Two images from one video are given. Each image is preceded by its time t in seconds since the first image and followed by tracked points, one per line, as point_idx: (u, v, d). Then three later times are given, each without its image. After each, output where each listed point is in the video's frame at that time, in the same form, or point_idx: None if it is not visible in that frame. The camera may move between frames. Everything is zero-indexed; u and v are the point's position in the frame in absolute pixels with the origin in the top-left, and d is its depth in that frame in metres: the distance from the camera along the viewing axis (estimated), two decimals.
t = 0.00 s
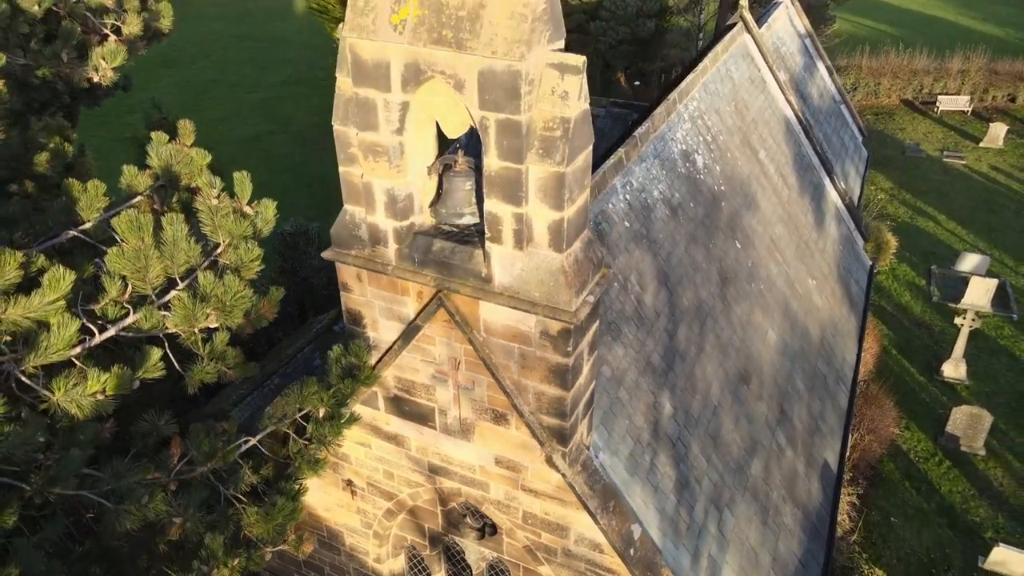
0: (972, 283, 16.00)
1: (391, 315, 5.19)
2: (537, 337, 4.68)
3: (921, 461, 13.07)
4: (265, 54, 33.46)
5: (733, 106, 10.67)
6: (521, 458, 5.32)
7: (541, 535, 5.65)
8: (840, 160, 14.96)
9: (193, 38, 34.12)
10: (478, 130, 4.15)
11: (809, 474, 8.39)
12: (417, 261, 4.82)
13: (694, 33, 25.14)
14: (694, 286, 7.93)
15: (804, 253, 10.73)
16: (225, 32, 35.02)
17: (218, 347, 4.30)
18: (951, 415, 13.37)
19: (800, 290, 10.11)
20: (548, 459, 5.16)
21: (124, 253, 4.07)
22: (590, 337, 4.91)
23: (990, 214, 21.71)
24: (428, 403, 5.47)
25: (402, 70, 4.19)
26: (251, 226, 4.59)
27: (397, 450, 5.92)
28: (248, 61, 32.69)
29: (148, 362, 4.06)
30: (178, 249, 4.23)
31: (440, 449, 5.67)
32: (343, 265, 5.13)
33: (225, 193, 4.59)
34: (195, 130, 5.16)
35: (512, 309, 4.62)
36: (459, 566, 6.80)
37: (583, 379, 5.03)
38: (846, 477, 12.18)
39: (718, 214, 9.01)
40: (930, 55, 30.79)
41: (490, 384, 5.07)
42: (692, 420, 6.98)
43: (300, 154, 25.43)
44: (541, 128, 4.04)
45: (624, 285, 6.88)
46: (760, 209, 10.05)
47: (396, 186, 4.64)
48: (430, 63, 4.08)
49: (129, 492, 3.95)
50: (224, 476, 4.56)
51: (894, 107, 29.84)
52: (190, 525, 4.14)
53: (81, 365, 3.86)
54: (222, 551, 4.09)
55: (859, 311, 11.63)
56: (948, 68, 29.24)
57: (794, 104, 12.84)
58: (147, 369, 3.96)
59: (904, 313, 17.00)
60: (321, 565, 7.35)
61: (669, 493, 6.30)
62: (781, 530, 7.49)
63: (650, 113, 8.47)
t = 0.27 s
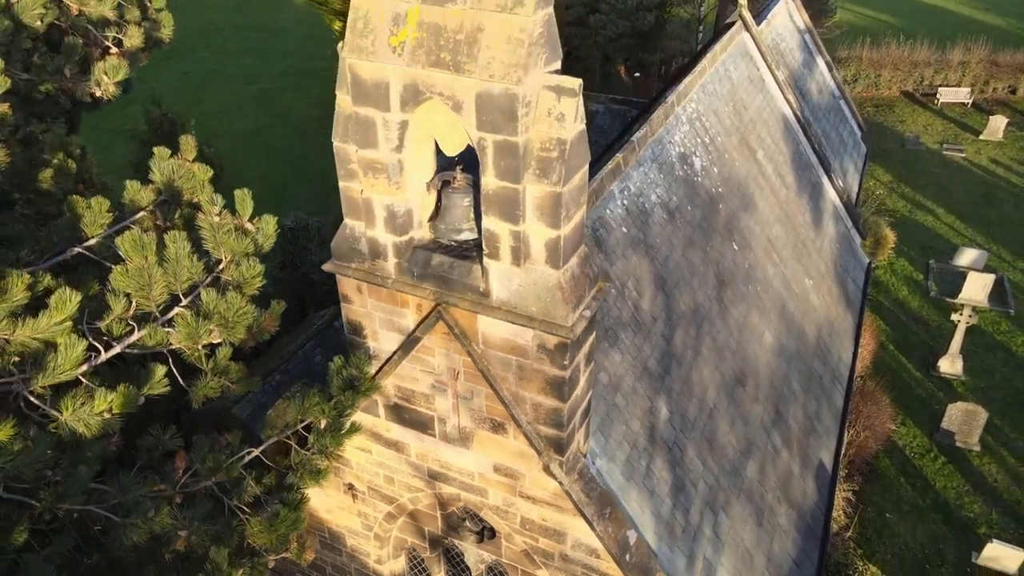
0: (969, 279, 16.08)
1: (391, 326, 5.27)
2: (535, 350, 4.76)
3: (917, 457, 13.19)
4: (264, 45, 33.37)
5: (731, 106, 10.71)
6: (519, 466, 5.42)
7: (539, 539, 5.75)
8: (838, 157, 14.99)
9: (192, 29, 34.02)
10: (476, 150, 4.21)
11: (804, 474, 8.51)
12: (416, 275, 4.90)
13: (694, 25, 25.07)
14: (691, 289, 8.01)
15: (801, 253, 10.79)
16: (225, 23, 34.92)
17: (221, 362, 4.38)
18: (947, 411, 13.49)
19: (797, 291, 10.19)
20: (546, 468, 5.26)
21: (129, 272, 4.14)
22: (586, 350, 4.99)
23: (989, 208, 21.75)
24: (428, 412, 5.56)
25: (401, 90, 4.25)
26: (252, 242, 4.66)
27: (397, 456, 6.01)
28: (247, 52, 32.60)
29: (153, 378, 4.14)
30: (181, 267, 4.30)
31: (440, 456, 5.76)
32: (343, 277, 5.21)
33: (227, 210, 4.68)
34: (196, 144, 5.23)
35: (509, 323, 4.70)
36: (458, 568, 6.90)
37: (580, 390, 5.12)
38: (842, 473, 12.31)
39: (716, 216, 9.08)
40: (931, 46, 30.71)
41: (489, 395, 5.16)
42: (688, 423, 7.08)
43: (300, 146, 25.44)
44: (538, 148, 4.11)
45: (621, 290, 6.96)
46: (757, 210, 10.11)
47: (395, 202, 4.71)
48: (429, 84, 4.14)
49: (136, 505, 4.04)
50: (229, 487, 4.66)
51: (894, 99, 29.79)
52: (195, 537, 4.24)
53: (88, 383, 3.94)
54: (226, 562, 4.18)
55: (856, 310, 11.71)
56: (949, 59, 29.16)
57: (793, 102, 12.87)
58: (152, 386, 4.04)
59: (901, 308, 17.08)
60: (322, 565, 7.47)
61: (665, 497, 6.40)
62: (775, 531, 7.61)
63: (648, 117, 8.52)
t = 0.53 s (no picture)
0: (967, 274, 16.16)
1: (393, 336, 5.36)
2: (534, 362, 4.86)
3: (913, 452, 13.33)
4: (264, 36, 33.28)
5: (730, 106, 10.76)
6: (518, 472, 5.52)
7: (538, 543, 5.87)
8: (837, 153, 15.03)
9: (191, 20, 33.92)
10: (477, 169, 4.30)
11: (799, 474, 8.63)
12: (417, 288, 4.98)
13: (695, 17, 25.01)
14: (689, 292, 8.10)
15: (799, 252, 10.87)
16: (225, 13, 34.81)
17: (227, 375, 4.48)
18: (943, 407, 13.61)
19: (794, 291, 10.28)
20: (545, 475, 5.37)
21: (136, 289, 4.23)
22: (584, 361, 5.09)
23: (988, 202, 21.80)
24: (429, 419, 5.66)
25: (402, 110, 4.33)
26: (256, 256, 4.75)
27: (399, 461, 6.12)
28: (247, 43, 32.52)
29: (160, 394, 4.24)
30: (187, 283, 4.39)
31: (441, 462, 5.87)
32: (346, 289, 5.30)
33: (231, 225, 4.76)
34: (199, 158, 5.29)
35: (509, 335, 4.79)
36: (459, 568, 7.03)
37: (578, 399, 5.22)
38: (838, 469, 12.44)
39: (714, 218, 9.15)
40: (932, 37, 30.63)
41: (489, 404, 5.26)
42: (685, 426, 7.19)
43: (300, 139, 25.45)
44: (537, 168, 4.19)
45: (619, 296, 7.05)
46: (755, 210, 10.18)
47: (397, 218, 4.79)
48: (430, 105, 4.22)
49: (146, 516, 4.15)
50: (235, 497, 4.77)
51: (895, 91, 29.75)
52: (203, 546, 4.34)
53: (97, 399, 4.04)
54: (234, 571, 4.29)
55: (853, 308, 11.80)
56: (950, 51, 29.10)
57: (792, 101, 12.90)
58: (160, 401, 4.14)
59: (899, 303, 17.18)
60: (326, 564, 7.60)
61: (662, 500, 6.52)
62: (771, 531, 7.74)
63: (647, 120, 8.58)
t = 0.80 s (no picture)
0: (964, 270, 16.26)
1: (396, 346, 5.47)
2: (534, 372, 4.97)
3: (909, 448, 13.47)
4: (264, 27, 33.21)
5: (730, 106, 10.82)
6: (519, 478, 5.64)
7: (538, 545, 5.99)
8: (836, 150, 15.09)
9: (191, 10, 33.83)
10: (478, 187, 4.39)
11: (795, 473, 8.77)
12: (420, 300, 5.09)
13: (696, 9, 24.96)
14: (687, 295, 8.20)
15: (798, 252, 10.97)
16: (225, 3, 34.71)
17: (235, 388, 4.59)
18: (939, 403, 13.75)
19: (792, 290, 10.38)
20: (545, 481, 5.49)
21: (147, 305, 4.34)
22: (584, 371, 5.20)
23: (987, 196, 21.86)
24: (432, 425, 5.77)
25: (405, 129, 4.41)
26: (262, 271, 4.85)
27: (402, 465, 6.24)
28: (247, 34, 32.45)
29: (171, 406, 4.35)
30: (196, 297, 4.49)
31: (443, 466, 5.99)
32: (350, 299, 5.40)
33: (237, 240, 4.85)
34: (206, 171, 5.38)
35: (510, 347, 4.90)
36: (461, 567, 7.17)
37: (578, 408, 5.33)
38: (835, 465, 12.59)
39: (713, 220, 9.24)
40: (933, 29, 30.55)
41: (490, 412, 5.37)
42: (683, 428, 7.31)
43: (301, 132, 25.47)
44: (538, 187, 4.28)
45: (618, 301, 7.15)
46: (754, 211, 10.27)
47: (400, 232, 4.89)
48: (432, 125, 4.31)
49: (157, 526, 4.26)
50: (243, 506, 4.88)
51: (896, 83, 29.71)
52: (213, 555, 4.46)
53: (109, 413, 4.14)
54: None
55: (850, 306, 11.91)
56: (951, 42, 29.05)
57: (792, 99, 12.95)
58: (171, 414, 4.25)
59: (897, 298, 17.28)
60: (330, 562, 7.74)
61: (660, 502, 6.65)
62: (767, 530, 7.88)
63: (647, 124, 8.65)
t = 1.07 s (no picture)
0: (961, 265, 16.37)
1: (399, 353, 5.59)
2: (533, 381, 5.09)
3: (904, 442, 13.62)
4: (263, 18, 33.12)
5: (728, 106, 10.89)
6: (519, 481, 5.77)
7: (538, 546, 6.13)
8: (835, 146, 15.14)
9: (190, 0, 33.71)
10: (479, 203, 4.49)
11: (791, 471, 8.91)
12: (422, 310, 5.19)
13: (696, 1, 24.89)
14: (685, 297, 8.31)
15: (795, 250, 11.07)
16: None
17: (241, 399, 4.70)
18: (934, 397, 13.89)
19: (789, 289, 10.49)
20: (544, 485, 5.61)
21: (156, 318, 4.46)
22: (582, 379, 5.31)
23: (986, 189, 21.90)
24: (433, 429, 5.90)
25: (408, 146, 4.51)
26: (267, 283, 4.95)
27: (404, 467, 6.36)
28: (246, 25, 32.35)
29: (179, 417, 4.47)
30: (203, 310, 4.59)
31: (444, 469, 6.12)
32: (353, 308, 5.51)
33: (244, 253, 4.96)
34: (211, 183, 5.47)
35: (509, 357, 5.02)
36: (461, 565, 7.31)
37: (576, 414, 5.46)
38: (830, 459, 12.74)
39: (711, 221, 9.34)
40: (934, 19, 30.46)
41: (490, 419, 5.49)
42: (680, 429, 7.44)
43: (301, 124, 25.48)
44: (537, 205, 4.38)
45: (617, 304, 7.26)
46: (752, 210, 10.36)
47: (402, 245, 4.99)
48: (433, 143, 4.41)
49: (167, 533, 4.40)
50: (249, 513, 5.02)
51: (896, 74, 29.67)
52: (221, 562, 4.58)
53: (121, 425, 4.26)
54: None
55: (847, 303, 12.02)
56: (952, 34, 28.97)
57: (790, 97, 13.01)
58: (180, 425, 4.37)
59: (894, 292, 17.39)
60: (333, 559, 7.90)
61: (656, 502, 6.78)
62: (762, 527, 8.03)
63: (645, 127, 8.73)
